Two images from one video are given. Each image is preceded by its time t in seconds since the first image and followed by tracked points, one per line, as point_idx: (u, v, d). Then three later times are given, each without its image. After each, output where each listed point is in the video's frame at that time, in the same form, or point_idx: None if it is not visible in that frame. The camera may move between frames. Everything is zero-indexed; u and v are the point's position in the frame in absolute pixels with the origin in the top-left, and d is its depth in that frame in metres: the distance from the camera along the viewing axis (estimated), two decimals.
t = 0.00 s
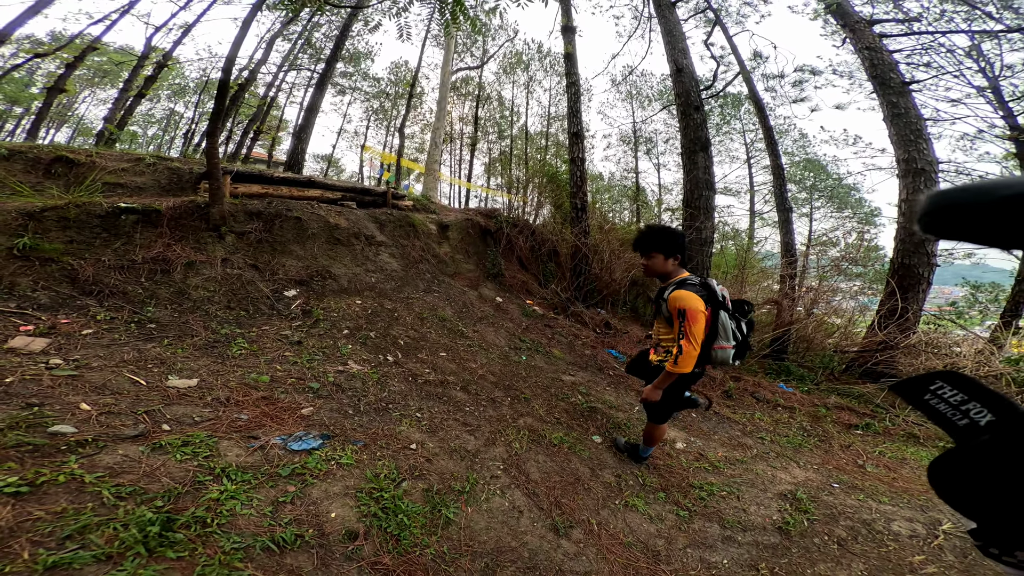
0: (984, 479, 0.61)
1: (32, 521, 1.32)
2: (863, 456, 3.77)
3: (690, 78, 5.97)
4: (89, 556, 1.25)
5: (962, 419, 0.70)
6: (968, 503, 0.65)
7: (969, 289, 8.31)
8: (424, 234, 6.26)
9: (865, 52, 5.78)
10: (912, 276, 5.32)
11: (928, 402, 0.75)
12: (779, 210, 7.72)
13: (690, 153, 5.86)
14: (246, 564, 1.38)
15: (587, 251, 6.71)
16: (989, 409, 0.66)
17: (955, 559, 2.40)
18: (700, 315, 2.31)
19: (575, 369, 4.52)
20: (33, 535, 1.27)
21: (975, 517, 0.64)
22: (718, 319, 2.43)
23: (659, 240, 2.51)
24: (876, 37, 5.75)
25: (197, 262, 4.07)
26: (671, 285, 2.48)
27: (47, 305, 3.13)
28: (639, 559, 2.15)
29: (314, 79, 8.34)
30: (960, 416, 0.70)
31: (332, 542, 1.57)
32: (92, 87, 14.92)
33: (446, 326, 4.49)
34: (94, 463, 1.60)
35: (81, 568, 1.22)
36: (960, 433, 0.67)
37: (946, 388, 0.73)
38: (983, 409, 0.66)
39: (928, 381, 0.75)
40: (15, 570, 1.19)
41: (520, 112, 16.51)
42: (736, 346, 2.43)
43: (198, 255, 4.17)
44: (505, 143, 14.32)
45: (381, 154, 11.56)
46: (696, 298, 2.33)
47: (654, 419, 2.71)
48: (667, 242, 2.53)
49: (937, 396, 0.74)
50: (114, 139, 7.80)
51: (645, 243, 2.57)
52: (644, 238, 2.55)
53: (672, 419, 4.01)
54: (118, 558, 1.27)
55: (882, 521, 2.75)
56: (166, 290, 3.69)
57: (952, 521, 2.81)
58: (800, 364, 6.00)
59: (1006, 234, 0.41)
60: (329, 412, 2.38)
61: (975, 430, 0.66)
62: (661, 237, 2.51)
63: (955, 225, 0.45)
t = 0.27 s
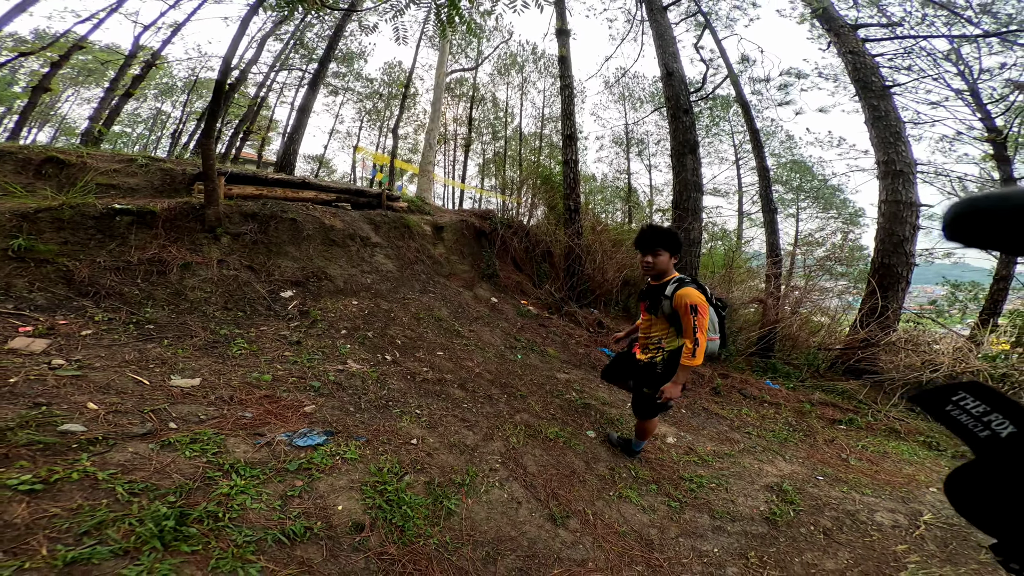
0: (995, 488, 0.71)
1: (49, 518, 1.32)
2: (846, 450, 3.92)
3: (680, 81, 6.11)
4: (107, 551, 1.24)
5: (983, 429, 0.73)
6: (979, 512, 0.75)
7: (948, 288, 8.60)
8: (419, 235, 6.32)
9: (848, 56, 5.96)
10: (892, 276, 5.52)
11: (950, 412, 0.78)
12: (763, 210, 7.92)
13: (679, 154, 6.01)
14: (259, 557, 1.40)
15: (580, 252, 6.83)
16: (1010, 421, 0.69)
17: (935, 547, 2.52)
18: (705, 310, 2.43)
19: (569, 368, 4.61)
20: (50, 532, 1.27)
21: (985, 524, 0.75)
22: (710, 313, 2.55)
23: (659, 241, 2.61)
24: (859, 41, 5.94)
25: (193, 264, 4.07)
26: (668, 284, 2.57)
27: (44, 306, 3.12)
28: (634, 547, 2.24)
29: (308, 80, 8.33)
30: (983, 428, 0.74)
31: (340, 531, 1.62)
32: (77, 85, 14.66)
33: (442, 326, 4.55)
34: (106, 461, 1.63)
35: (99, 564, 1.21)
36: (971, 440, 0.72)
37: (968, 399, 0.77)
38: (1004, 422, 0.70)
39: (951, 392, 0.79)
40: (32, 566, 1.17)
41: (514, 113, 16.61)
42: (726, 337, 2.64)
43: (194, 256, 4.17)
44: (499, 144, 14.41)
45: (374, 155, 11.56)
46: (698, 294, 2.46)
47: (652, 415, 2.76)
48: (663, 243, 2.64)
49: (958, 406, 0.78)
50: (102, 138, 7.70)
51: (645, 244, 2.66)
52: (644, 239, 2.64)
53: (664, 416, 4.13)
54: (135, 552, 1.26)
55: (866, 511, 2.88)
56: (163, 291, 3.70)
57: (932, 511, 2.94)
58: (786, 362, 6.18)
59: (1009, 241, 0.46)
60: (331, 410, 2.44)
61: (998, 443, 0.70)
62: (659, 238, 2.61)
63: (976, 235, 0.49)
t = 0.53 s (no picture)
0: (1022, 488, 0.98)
1: (50, 515, 1.34)
2: (828, 446, 4.05)
3: (668, 84, 6.24)
4: (107, 546, 1.27)
5: None
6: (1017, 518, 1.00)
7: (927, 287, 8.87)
8: (411, 236, 6.35)
9: (831, 60, 6.14)
10: (871, 275, 5.71)
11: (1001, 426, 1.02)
12: (748, 211, 8.13)
13: (666, 156, 6.16)
14: (256, 550, 1.43)
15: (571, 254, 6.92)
16: None
17: (914, 539, 2.62)
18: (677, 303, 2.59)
19: (559, 367, 4.69)
20: (51, 528, 1.29)
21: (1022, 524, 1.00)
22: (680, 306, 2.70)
23: (625, 246, 2.73)
24: (841, 45, 6.12)
25: (182, 265, 4.05)
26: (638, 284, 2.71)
27: (31, 307, 3.09)
28: (622, 539, 2.31)
29: (298, 80, 8.30)
30: None
31: (336, 524, 1.66)
32: (60, 83, 14.38)
33: (435, 326, 4.60)
34: (103, 459, 1.65)
35: (100, 559, 1.24)
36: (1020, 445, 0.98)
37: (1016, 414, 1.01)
38: None
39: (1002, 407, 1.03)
40: (33, 562, 1.19)
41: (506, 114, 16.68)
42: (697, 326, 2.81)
43: (184, 258, 4.15)
44: (492, 145, 14.47)
45: (366, 155, 11.54)
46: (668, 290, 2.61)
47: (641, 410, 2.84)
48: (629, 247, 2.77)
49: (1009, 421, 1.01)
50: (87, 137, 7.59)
51: (612, 251, 2.77)
52: (612, 246, 2.75)
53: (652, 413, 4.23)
54: (135, 547, 1.29)
55: (846, 505, 2.99)
56: (153, 292, 3.68)
57: (909, 504, 3.05)
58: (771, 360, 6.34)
59: None
60: (324, 408, 2.47)
61: None
62: (624, 243, 2.74)
63: None
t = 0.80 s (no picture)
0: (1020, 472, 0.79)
1: (21, 513, 1.31)
2: (814, 442, 4.11)
3: (657, 85, 6.30)
4: (81, 544, 1.24)
5: None
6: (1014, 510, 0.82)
7: (909, 286, 9.08)
8: (401, 237, 6.32)
9: (816, 62, 6.26)
10: (854, 274, 5.82)
11: (1001, 418, 0.83)
12: (735, 211, 8.26)
13: (655, 157, 6.25)
14: (236, 548, 1.41)
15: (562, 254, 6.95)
16: None
17: (899, 535, 2.66)
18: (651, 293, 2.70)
19: (550, 366, 4.70)
20: (23, 526, 1.26)
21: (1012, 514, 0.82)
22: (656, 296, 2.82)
23: (599, 242, 2.84)
24: (826, 48, 6.24)
25: (165, 265, 3.97)
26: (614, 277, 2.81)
27: (7, 308, 3.00)
28: (610, 537, 2.31)
29: (287, 79, 8.23)
30: None
31: (319, 522, 1.64)
32: (40, 81, 14.06)
33: (424, 326, 4.58)
34: (79, 457, 1.61)
35: (73, 557, 1.21)
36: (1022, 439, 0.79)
37: (1019, 404, 0.82)
38: None
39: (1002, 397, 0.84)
40: (2, 561, 1.16)
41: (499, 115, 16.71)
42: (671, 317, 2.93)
43: (167, 258, 4.07)
44: (485, 146, 14.48)
45: (357, 156, 11.46)
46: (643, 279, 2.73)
47: (624, 403, 2.86)
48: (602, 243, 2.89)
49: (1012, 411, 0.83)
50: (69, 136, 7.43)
51: (587, 247, 2.87)
52: (588, 242, 2.84)
53: (641, 412, 4.26)
54: (110, 545, 1.26)
55: (832, 501, 3.03)
56: (135, 293, 3.61)
57: (894, 501, 3.10)
58: (758, 358, 6.43)
59: None
60: (309, 407, 2.44)
61: None
62: (598, 239, 2.85)
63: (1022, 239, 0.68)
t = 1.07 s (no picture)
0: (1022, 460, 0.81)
1: (7, 506, 1.31)
2: (812, 442, 4.09)
3: (656, 83, 6.29)
4: (63, 537, 1.25)
5: None
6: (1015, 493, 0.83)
7: (910, 285, 9.03)
8: (399, 236, 6.33)
9: (815, 60, 6.23)
10: (854, 273, 5.79)
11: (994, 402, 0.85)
12: (734, 209, 8.24)
13: (654, 155, 6.25)
14: (220, 542, 1.41)
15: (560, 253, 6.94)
16: None
17: (896, 536, 2.64)
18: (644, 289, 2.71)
19: (547, 364, 4.70)
20: (7, 519, 1.26)
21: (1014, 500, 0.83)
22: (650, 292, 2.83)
23: (599, 234, 2.84)
24: (825, 45, 6.22)
25: (162, 264, 3.99)
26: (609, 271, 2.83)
27: (4, 306, 3.01)
28: (602, 536, 2.31)
29: (287, 78, 8.24)
30: None
31: (306, 518, 1.64)
32: (41, 81, 14.11)
33: (421, 324, 4.58)
34: (67, 452, 1.62)
35: (54, 549, 1.22)
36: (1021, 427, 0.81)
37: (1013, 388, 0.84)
38: None
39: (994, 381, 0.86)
40: None
41: (500, 115, 16.70)
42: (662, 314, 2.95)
43: (164, 257, 4.09)
44: (485, 145, 14.49)
45: (357, 155, 11.49)
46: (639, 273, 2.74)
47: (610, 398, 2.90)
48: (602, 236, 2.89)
49: (1002, 397, 0.85)
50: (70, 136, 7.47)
51: (587, 239, 2.88)
52: (587, 233, 2.85)
53: (638, 412, 4.25)
54: (92, 538, 1.27)
55: (828, 502, 3.01)
56: (131, 291, 3.62)
57: (892, 501, 3.08)
58: (758, 357, 6.41)
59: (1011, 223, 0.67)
60: (301, 404, 2.45)
61: None
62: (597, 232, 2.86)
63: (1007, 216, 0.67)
